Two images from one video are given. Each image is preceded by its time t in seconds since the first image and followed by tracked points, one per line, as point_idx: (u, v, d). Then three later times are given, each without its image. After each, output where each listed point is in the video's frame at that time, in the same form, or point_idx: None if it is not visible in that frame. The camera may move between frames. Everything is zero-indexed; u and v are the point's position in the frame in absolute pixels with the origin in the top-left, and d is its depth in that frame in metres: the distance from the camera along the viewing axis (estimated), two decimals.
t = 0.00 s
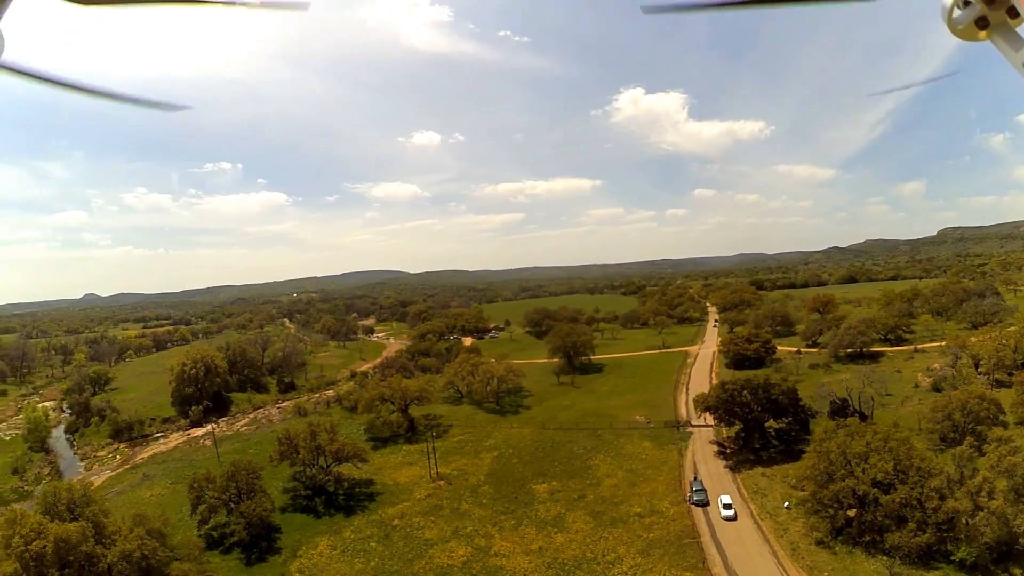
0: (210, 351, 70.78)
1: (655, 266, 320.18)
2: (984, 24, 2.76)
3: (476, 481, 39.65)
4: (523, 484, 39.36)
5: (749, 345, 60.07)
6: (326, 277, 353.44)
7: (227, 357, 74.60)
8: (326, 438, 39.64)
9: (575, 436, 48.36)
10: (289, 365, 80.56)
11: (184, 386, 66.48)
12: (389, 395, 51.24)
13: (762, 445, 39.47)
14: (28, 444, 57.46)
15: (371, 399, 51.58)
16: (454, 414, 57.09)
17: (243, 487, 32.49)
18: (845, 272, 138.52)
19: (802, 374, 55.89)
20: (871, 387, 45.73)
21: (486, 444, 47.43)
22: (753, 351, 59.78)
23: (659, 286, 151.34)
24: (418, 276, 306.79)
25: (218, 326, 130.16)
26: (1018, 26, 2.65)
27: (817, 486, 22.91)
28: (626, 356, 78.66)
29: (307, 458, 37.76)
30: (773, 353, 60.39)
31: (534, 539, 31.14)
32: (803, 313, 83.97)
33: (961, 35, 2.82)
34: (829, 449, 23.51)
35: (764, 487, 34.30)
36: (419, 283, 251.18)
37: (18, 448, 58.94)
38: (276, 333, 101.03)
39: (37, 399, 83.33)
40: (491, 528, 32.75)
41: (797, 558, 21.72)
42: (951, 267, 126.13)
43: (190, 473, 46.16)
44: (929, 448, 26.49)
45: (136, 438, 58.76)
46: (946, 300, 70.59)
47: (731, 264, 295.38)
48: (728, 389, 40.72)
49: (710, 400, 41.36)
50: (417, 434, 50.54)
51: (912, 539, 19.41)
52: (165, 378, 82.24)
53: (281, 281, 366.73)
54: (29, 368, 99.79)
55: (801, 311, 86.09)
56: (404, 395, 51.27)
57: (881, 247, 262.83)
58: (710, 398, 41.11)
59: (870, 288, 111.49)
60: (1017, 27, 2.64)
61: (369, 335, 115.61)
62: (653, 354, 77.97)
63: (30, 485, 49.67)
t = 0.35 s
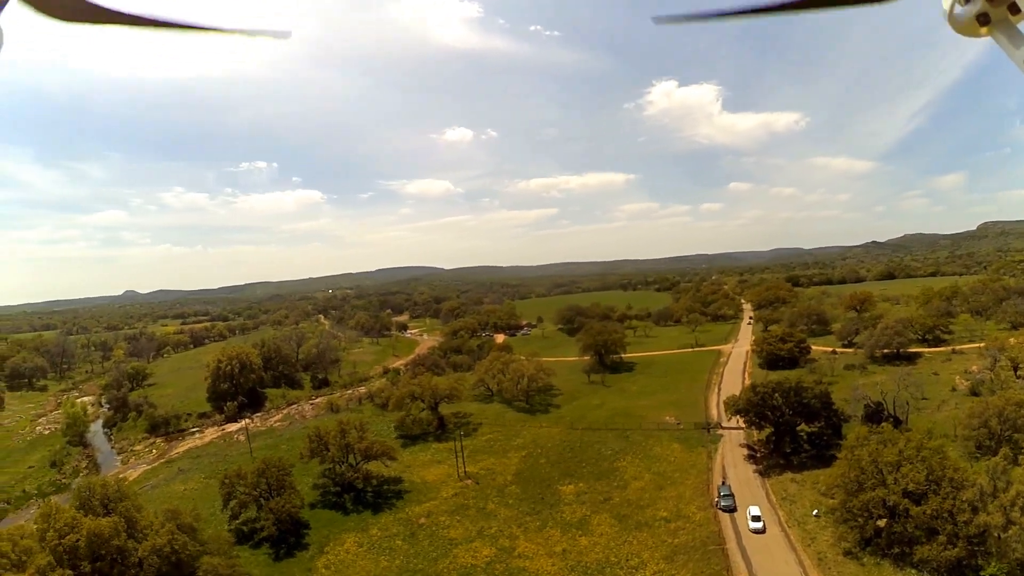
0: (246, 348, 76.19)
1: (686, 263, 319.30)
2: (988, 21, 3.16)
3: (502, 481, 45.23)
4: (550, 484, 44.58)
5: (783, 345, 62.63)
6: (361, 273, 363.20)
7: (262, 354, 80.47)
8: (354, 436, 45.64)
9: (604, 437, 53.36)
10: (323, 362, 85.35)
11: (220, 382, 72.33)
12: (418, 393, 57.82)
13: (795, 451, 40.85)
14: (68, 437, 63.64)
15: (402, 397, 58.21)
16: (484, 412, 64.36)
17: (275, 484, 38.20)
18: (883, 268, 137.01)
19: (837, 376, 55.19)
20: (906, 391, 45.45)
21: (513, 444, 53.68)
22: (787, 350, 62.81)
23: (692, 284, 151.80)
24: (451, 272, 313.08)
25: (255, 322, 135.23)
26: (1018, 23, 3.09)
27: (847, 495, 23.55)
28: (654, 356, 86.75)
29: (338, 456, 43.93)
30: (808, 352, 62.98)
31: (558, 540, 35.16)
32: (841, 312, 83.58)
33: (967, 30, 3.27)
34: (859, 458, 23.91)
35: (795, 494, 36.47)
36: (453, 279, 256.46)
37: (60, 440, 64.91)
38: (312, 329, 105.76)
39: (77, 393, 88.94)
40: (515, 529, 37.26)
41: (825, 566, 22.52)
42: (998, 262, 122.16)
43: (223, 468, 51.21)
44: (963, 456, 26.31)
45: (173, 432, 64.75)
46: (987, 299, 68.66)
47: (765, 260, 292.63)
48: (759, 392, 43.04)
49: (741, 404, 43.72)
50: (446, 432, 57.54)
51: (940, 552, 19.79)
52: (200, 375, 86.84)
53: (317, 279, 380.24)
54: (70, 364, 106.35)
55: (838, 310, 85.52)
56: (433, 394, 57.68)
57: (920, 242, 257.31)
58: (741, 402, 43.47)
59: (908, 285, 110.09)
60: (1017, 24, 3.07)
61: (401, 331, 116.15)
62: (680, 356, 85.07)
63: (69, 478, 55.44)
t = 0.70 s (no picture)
0: (284, 346, 80.01)
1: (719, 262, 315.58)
2: (983, 12, 3.04)
3: (530, 481, 49.14)
4: (580, 486, 47.09)
5: (821, 346, 62.46)
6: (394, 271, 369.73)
7: (300, 350, 84.27)
8: (385, 435, 50.76)
9: (634, 440, 54.94)
10: (360, 359, 88.71)
11: (258, 378, 75.39)
12: (450, 392, 63.15)
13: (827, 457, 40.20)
14: (107, 431, 67.30)
15: (436, 397, 63.58)
16: (518, 411, 69.12)
17: (306, 482, 43.94)
18: (927, 266, 133.84)
19: (875, 379, 54.69)
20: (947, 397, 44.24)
21: (543, 446, 57.37)
22: (824, 352, 62.46)
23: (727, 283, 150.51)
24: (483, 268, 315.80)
25: (294, 319, 138.79)
26: (1013, 16, 2.99)
27: (877, 506, 19.22)
28: (689, 356, 88.29)
29: (369, 454, 49.11)
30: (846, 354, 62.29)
31: (585, 546, 36.90)
32: (881, 312, 82.09)
33: (962, 23, 3.18)
34: (892, 465, 19.54)
35: (828, 502, 36.66)
36: (486, 274, 258.79)
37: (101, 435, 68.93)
38: (348, 326, 108.97)
39: (116, 388, 93.36)
40: (542, 531, 40.00)
41: None
42: None
43: (254, 464, 55.37)
44: (1002, 467, 25.21)
45: (210, 428, 68.23)
46: None
47: (800, 258, 287.25)
48: (799, 398, 42.62)
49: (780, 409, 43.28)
50: (478, 432, 62.11)
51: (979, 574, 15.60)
52: (236, 372, 90.34)
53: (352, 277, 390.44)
54: (110, 360, 111.02)
55: (878, 310, 84.12)
56: (465, 394, 62.98)
57: (966, 239, 248.45)
58: (781, 406, 43.01)
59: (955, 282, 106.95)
60: (1009, 20, 2.98)
61: (435, 327, 118.89)
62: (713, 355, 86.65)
63: (107, 471, 59.04)
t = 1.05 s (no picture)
0: (318, 343, 78.82)
1: (750, 260, 306.76)
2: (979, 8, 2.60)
3: (561, 484, 48.32)
4: (608, 490, 46.80)
5: (859, 347, 56.92)
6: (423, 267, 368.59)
7: (335, 347, 82.70)
8: (416, 435, 50.54)
9: (664, 444, 53.55)
10: (394, 356, 85.63)
11: (293, 374, 74.77)
12: (482, 391, 61.54)
13: (862, 464, 33.86)
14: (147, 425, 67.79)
15: (467, 396, 61.93)
16: (548, 412, 66.76)
17: (337, 477, 44.69)
18: (967, 262, 127.01)
19: (915, 384, 49.35)
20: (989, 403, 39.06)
21: (575, 448, 56.58)
22: (863, 354, 56.79)
23: (766, 281, 144.67)
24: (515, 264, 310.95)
25: (330, 316, 138.27)
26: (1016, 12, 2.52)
27: (909, 519, 17.25)
28: (724, 356, 83.87)
29: (399, 452, 49.03)
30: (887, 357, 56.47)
31: (608, 549, 31.61)
32: (924, 310, 76.48)
33: (954, 22, 2.74)
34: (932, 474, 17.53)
35: (859, 514, 30.50)
36: (517, 270, 254.50)
37: (140, 429, 69.20)
38: (383, 322, 107.54)
39: (157, 383, 94.04)
40: (567, 535, 40.25)
41: None
42: None
43: (288, 461, 54.79)
44: None
45: (246, 423, 67.94)
46: None
47: (835, 255, 277.10)
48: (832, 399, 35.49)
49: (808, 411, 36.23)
50: (508, 430, 60.93)
51: None
52: (270, 369, 89.58)
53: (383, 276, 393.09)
54: (150, 355, 112.29)
55: (919, 308, 78.59)
56: (495, 393, 61.30)
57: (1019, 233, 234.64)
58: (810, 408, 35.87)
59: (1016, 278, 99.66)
60: (1009, 18, 2.50)
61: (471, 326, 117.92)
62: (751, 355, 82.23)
63: (145, 464, 59.81)
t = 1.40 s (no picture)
0: (353, 341, 77.20)
1: (791, 257, 294.08)
2: (974, 9, 3.40)
3: (590, 486, 45.43)
4: (638, 494, 43.93)
5: (899, 349, 51.14)
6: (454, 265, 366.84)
7: (369, 344, 79.64)
8: (446, 434, 48.06)
9: (699, 446, 50.35)
10: (429, 353, 83.65)
11: (328, 371, 73.06)
12: (514, 390, 58.79)
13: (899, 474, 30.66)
14: (185, 420, 67.36)
15: (498, 395, 59.10)
16: (581, 411, 63.24)
17: (367, 476, 43.04)
18: None
19: (956, 390, 43.87)
20: None
21: (607, 447, 52.89)
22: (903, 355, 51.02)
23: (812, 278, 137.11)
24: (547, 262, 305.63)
25: (367, 312, 137.05)
26: (1004, 11, 3.34)
27: (944, 535, 17.39)
28: (764, 356, 78.75)
29: (429, 450, 46.71)
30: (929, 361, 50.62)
31: (638, 557, 30.38)
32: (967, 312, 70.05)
33: (954, 21, 3.54)
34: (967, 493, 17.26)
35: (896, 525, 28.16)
36: (550, 267, 249.68)
37: (177, 423, 69.27)
38: (418, 320, 105.94)
39: (193, 378, 94.25)
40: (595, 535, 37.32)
41: None
42: None
43: (322, 456, 53.33)
44: None
45: (282, 418, 66.98)
46: None
47: (883, 251, 262.72)
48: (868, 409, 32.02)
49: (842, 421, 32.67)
50: (542, 430, 57.80)
51: None
52: (308, 365, 88.29)
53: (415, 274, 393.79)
54: (191, 351, 112.78)
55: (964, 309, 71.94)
56: (528, 393, 58.38)
57: None
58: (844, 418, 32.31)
59: None
60: (1003, 12, 3.30)
61: (507, 323, 114.84)
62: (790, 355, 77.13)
63: (182, 458, 59.40)
